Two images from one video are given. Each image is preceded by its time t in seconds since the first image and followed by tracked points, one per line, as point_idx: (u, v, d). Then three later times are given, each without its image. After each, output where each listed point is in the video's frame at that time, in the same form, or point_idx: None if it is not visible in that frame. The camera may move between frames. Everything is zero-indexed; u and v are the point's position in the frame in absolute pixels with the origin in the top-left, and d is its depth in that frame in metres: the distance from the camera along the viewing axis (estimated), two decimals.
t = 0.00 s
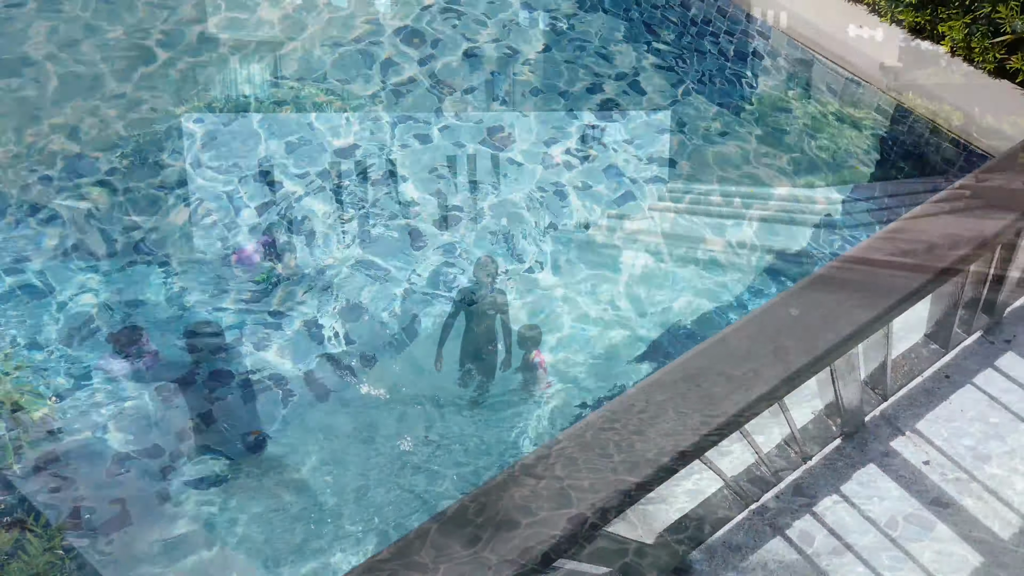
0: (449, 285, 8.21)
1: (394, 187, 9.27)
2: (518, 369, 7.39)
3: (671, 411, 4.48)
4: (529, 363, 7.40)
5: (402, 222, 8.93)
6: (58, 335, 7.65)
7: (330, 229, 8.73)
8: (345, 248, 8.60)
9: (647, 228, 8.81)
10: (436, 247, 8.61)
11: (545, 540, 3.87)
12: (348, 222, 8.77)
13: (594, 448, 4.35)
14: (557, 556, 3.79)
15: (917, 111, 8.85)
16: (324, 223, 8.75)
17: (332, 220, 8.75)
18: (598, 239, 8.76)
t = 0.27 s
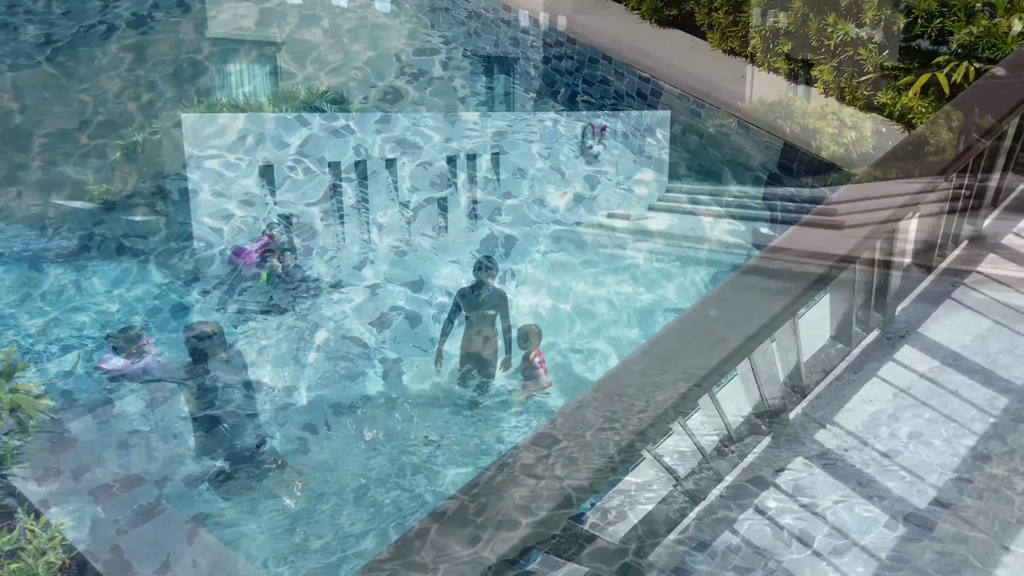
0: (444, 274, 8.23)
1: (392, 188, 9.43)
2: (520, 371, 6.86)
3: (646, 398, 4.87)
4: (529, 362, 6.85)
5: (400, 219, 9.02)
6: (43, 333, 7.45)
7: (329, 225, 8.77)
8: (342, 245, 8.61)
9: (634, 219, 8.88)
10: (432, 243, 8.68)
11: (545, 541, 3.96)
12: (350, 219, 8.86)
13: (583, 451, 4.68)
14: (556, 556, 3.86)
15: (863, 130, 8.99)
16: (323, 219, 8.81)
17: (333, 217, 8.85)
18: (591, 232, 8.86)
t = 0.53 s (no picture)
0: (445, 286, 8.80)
1: (389, 190, 9.90)
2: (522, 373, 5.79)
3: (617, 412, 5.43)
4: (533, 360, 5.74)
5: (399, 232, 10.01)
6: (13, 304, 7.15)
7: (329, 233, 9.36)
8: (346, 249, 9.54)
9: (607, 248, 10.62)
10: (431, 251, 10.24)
11: (540, 540, 3.74)
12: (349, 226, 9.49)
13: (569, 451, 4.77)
14: (556, 554, 3.62)
15: (862, 131, 12.91)
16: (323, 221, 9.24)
17: (333, 221, 9.31)
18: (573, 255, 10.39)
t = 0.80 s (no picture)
0: (446, 284, 8.72)
1: (386, 191, 10.01)
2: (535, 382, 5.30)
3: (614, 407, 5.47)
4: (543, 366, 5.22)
5: (395, 233, 10.19)
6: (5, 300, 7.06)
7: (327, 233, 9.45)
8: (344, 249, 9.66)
9: (604, 247, 10.69)
10: (429, 250, 10.44)
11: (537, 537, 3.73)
12: (346, 226, 9.60)
13: (567, 447, 4.80)
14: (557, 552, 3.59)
15: (858, 131, 15.24)
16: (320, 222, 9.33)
17: (330, 222, 9.40)
18: (572, 254, 10.38)
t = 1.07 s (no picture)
0: (444, 284, 8.69)
1: (384, 191, 9.99)
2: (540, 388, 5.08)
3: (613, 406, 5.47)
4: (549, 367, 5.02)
5: (392, 233, 10.19)
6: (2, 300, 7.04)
7: (324, 232, 9.48)
8: (341, 248, 9.68)
9: (602, 246, 10.69)
10: (427, 250, 10.44)
11: (540, 540, 3.75)
12: (343, 225, 9.62)
13: (565, 445, 4.80)
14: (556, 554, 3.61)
15: (851, 131, 14.32)
16: (317, 221, 9.35)
17: (328, 221, 9.47)
18: (570, 254, 10.37)
